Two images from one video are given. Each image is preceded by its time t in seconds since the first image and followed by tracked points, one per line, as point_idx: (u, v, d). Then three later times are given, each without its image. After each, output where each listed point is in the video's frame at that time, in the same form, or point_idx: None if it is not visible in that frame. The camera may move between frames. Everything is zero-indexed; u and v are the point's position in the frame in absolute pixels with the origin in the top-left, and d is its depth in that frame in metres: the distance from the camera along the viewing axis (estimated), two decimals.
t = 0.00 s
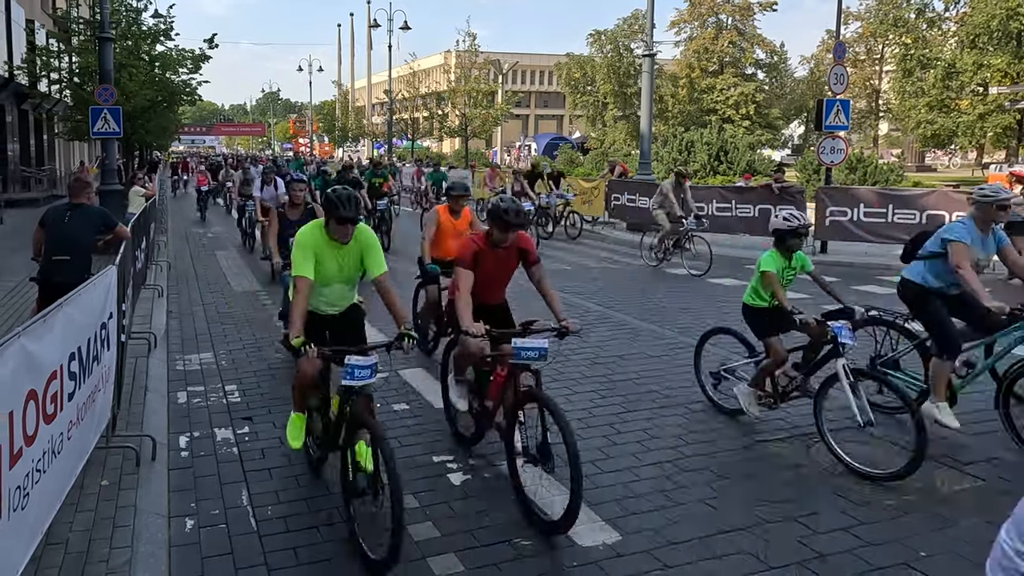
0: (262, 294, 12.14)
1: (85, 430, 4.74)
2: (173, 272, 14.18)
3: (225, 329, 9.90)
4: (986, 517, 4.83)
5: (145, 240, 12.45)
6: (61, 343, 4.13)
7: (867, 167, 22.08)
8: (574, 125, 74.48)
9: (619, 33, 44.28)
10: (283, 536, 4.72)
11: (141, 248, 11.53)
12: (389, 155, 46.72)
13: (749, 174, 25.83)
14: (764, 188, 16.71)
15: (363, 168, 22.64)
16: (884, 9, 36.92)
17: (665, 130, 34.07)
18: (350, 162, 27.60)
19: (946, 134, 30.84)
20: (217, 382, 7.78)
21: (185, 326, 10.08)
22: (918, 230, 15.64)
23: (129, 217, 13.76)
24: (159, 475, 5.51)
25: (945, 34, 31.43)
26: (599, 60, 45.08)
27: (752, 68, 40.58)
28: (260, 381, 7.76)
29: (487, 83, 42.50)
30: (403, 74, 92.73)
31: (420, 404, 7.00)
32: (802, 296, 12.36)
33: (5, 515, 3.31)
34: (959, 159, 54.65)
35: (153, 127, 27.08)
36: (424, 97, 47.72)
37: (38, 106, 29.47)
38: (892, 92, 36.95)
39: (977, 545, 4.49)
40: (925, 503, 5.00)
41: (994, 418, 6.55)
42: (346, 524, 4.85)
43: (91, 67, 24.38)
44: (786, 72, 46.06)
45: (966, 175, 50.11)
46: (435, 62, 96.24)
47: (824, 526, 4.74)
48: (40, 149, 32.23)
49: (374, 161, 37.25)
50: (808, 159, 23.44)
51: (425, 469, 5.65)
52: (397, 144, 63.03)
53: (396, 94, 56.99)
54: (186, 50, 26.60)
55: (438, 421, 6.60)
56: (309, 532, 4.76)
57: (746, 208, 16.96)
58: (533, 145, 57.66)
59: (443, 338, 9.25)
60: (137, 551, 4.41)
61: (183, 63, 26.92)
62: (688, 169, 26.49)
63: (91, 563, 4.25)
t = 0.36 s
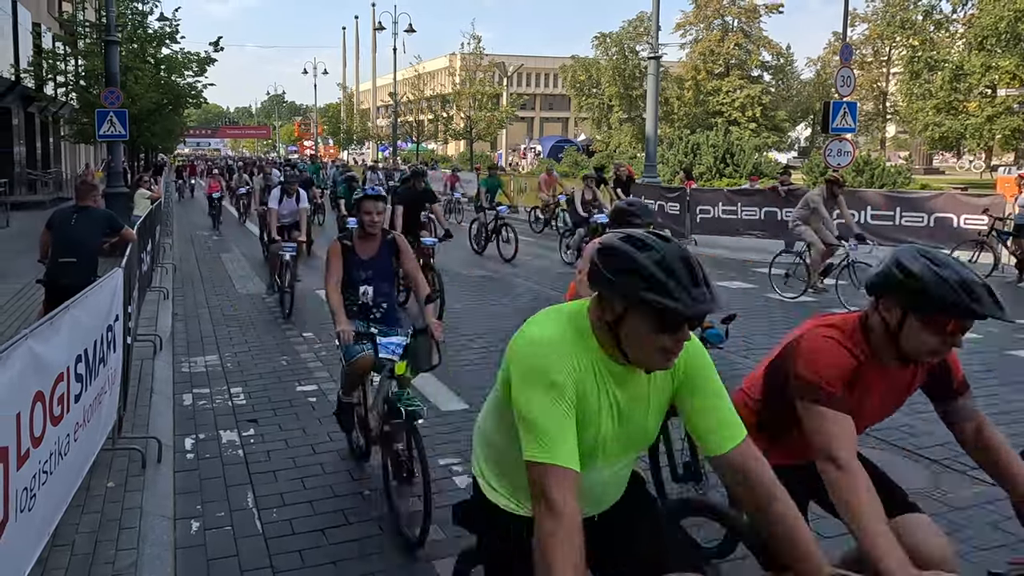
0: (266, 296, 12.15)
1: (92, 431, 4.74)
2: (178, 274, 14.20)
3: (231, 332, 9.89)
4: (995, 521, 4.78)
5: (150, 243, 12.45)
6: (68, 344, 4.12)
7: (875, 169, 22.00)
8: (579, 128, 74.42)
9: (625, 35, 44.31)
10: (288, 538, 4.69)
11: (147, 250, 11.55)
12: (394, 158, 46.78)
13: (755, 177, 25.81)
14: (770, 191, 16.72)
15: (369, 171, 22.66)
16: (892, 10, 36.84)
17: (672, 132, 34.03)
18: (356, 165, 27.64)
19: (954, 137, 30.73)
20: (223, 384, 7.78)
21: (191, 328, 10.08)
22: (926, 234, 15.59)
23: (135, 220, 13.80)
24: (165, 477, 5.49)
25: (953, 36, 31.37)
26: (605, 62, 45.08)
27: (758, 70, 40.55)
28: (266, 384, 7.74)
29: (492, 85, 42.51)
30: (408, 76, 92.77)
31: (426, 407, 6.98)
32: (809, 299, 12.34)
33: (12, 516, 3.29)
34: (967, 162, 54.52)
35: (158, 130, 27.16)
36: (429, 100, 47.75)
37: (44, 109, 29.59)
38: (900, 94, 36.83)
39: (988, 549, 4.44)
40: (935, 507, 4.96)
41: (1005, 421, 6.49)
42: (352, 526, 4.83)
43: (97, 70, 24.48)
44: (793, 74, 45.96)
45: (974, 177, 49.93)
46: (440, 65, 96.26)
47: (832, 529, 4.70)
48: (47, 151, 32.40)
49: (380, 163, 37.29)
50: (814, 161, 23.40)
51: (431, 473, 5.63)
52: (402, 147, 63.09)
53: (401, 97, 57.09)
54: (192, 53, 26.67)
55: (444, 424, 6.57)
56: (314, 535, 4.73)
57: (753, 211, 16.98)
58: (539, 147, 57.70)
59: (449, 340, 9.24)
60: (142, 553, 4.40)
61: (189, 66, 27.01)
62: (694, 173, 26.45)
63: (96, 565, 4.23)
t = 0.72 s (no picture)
0: (264, 293, 12.16)
1: (89, 429, 4.75)
2: (175, 272, 14.17)
3: (229, 329, 9.89)
4: (988, 515, 4.79)
5: (147, 240, 12.44)
6: (65, 341, 4.14)
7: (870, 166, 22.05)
8: (577, 126, 74.43)
9: (622, 32, 44.27)
10: (286, 535, 4.71)
11: (144, 248, 11.55)
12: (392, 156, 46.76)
13: (751, 174, 25.87)
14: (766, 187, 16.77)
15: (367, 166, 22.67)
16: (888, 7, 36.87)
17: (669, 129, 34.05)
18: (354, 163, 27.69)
19: (950, 133, 30.77)
20: (220, 381, 7.79)
21: (188, 326, 10.08)
22: (922, 230, 15.65)
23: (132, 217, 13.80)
24: (162, 474, 5.51)
25: (949, 32, 31.42)
26: (602, 59, 45.09)
27: (755, 67, 40.57)
28: (263, 381, 7.75)
29: (489, 82, 42.43)
30: (406, 73, 92.68)
31: (422, 404, 6.99)
32: (806, 295, 12.37)
33: (9, 514, 3.30)
34: (963, 158, 54.62)
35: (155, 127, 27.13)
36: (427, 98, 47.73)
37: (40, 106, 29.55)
38: (897, 91, 36.86)
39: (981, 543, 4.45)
40: (928, 501, 4.97)
41: (997, 417, 6.52)
42: (348, 523, 4.84)
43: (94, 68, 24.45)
44: (790, 71, 45.95)
45: (971, 173, 50.02)
46: (437, 62, 96.17)
47: (827, 525, 4.71)
48: (44, 149, 32.36)
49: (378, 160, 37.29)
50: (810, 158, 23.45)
51: (428, 468, 5.64)
52: (399, 144, 63.06)
53: (399, 95, 57.07)
54: (189, 50, 26.62)
55: (440, 421, 6.59)
56: (311, 532, 4.74)
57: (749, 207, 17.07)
58: (536, 144, 57.72)
59: (445, 337, 9.26)
60: (140, 549, 4.42)
61: (186, 64, 26.95)
62: (690, 169, 26.49)
63: (94, 561, 4.25)
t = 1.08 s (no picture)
0: (259, 293, 12.15)
1: (80, 429, 4.75)
2: (170, 272, 14.16)
3: (224, 329, 9.88)
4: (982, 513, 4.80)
5: (142, 240, 12.42)
6: (55, 340, 4.13)
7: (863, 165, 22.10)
8: (572, 126, 74.52)
9: (617, 32, 44.27)
10: (278, 535, 4.71)
11: (138, 248, 11.52)
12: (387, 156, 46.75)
13: (745, 174, 25.94)
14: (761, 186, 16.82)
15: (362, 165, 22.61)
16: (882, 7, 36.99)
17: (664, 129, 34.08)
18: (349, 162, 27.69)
19: (943, 132, 30.85)
20: (215, 381, 7.78)
21: (183, 325, 10.07)
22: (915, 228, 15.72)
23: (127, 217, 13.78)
24: (154, 474, 5.50)
25: (942, 32, 31.52)
26: (597, 59, 45.13)
27: (749, 67, 40.65)
28: (257, 381, 7.74)
29: (485, 82, 42.44)
30: (402, 73, 92.65)
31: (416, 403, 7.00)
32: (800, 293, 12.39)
33: None
34: (956, 158, 54.74)
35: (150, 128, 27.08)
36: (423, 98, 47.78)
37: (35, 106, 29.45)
38: (890, 91, 36.94)
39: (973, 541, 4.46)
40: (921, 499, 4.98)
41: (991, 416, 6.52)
42: (341, 523, 4.84)
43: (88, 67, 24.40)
44: (784, 71, 46.03)
45: (964, 172, 50.17)
46: (433, 62, 96.19)
47: (819, 522, 4.71)
48: (38, 149, 32.28)
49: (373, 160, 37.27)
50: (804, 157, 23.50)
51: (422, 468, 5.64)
52: (395, 144, 63.04)
53: (395, 95, 57.08)
54: (184, 50, 26.55)
55: (433, 419, 6.60)
56: (303, 532, 4.74)
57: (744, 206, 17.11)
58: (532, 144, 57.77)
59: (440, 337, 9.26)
60: (131, 549, 4.41)
61: (181, 63, 26.87)
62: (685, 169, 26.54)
63: (85, 562, 4.24)
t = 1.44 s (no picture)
0: (257, 310, 12.13)
1: (77, 448, 4.74)
2: (167, 288, 14.15)
3: (221, 346, 9.85)
4: (983, 531, 4.79)
5: (139, 256, 12.42)
6: (53, 359, 4.13)
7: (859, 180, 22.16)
8: (569, 141, 74.82)
9: (612, 48, 44.44)
10: (276, 554, 4.69)
11: (135, 264, 11.50)
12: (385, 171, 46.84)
13: (742, 188, 26.03)
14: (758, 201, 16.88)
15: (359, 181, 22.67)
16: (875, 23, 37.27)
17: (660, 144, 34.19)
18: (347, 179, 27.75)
19: (938, 147, 30.96)
20: (212, 399, 7.75)
21: (180, 342, 10.04)
22: (911, 244, 15.78)
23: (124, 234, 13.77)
24: (151, 493, 5.48)
25: (935, 48, 31.73)
26: (593, 75, 45.34)
27: (744, 82, 40.85)
28: (254, 399, 7.72)
29: (482, 98, 42.58)
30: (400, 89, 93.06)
31: (415, 421, 6.98)
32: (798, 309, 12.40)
33: None
34: (951, 173, 54.92)
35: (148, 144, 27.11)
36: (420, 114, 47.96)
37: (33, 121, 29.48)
38: (884, 107, 37.12)
39: (974, 559, 4.45)
40: (922, 516, 4.97)
41: (990, 433, 6.53)
42: (339, 542, 4.82)
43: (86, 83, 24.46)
44: (780, 86, 46.25)
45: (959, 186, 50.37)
46: (431, 77, 96.69)
47: (821, 540, 4.69)
48: (36, 165, 32.25)
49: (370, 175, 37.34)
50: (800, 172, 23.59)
51: (421, 486, 5.62)
52: (393, 159, 63.17)
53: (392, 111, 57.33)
54: (182, 66, 26.62)
55: (432, 437, 6.57)
56: (300, 552, 4.72)
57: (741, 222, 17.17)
58: (529, 160, 57.95)
59: (440, 354, 9.25)
60: (128, 570, 4.39)
61: (179, 79, 26.93)
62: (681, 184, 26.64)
63: None
